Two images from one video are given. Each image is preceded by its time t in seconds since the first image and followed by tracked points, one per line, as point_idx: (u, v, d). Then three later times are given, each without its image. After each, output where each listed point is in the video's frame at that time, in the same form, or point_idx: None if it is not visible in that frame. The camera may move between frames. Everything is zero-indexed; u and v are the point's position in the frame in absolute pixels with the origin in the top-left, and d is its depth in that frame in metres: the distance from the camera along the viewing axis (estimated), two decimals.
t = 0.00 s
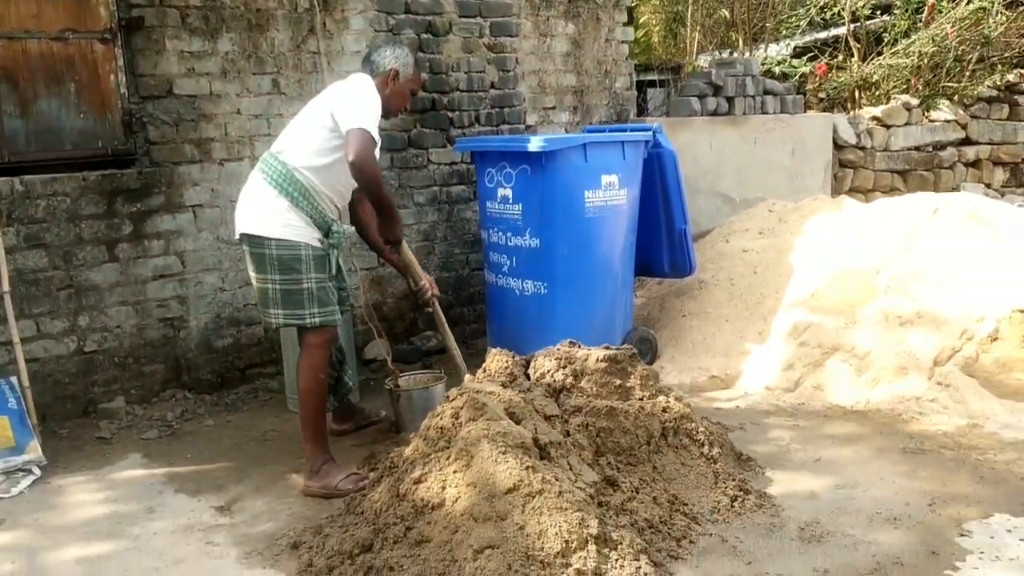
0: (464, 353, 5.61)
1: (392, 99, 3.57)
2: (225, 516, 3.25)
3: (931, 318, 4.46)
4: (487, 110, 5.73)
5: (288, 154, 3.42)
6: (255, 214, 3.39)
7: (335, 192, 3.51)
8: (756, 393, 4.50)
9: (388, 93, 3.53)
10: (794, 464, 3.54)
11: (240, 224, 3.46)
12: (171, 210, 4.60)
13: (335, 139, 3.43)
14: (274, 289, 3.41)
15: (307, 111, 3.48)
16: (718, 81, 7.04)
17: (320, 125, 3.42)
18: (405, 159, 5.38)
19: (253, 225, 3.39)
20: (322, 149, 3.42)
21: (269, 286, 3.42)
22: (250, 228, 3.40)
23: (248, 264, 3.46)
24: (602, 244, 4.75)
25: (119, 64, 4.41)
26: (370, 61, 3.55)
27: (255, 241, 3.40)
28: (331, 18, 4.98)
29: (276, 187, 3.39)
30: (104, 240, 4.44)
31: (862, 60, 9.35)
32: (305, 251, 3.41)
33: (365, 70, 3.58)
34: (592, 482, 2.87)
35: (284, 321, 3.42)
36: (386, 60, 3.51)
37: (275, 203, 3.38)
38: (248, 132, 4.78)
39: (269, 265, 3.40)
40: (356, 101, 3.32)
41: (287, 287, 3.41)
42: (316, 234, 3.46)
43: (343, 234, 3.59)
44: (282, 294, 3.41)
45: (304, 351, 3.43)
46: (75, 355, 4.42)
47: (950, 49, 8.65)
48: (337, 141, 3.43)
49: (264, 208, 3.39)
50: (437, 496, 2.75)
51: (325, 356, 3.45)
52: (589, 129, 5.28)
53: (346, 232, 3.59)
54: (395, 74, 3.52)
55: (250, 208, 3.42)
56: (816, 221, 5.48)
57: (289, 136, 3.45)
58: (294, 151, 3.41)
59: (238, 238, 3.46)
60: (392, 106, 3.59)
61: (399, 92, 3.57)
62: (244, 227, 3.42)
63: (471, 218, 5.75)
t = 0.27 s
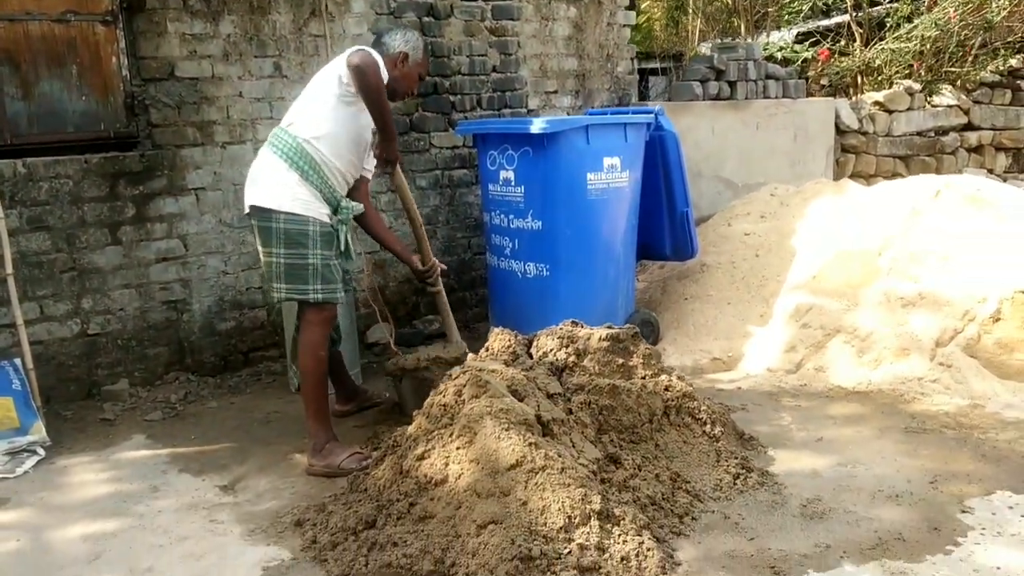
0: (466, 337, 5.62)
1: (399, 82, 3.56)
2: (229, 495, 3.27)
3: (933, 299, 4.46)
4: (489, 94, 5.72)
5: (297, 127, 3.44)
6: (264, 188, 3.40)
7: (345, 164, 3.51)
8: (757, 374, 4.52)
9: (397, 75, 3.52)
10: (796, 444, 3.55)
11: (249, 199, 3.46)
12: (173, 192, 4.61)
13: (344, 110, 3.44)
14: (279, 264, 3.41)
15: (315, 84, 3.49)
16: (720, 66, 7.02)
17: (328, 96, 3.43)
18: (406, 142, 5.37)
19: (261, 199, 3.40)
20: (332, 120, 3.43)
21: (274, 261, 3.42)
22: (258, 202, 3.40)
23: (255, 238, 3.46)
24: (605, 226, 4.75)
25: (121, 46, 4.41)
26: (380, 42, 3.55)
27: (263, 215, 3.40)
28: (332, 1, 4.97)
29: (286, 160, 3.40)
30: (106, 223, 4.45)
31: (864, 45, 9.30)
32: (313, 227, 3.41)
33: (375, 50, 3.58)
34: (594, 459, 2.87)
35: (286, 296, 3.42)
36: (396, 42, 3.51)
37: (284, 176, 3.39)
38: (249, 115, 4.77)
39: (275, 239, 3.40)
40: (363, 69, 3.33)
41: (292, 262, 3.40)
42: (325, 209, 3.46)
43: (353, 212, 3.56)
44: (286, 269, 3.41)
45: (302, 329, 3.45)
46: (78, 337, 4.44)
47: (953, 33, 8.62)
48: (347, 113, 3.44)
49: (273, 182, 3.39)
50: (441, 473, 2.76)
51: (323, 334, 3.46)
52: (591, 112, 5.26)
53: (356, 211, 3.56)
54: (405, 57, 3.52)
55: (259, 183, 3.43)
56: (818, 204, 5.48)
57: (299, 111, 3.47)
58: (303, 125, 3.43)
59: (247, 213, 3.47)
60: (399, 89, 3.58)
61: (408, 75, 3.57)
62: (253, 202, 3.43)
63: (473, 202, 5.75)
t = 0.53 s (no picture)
0: (469, 325, 5.62)
1: (404, 64, 3.55)
2: (233, 480, 3.27)
3: (936, 288, 4.45)
4: (492, 82, 5.70)
5: (303, 112, 3.42)
6: (271, 175, 3.39)
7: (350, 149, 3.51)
8: (761, 363, 4.51)
9: (402, 57, 3.51)
10: (799, 431, 3.55)
11: (256, 186, 3.46)
12: (176, 179, 4.60)
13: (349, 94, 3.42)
14: (288, 250, 3.42)
15: (319, 67, 3.47)
16: (724, 54, 6.99)
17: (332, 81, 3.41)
18: (409, 130, 5.37)
19: (269, 185, 3.39)
20: (336, 105, 3.41)
21: (283, 247, 3.43)
22: (265, 188, 3.40)
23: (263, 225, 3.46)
24: (608, 214, 4.74)
25: (124, 32, 4.40)
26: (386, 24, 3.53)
27: (271, 202, 3.40)
28: None
29: (292, 146, 3.39)
30: (109, 210, 4.45)
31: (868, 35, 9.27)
32: (321, 213, 3.41)
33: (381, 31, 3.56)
34: (597, 444, 2.87)
35: (296, 282, 3.42)
36: (402, 23, 3.50)
37: (291, 162, 3.38)
38: (253, 102, 4.76)
39: (284, 225, 3.40)
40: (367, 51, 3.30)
41: (301, 248, 3.41)
42: (332, 195, 3.46)
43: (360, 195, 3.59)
44: (295, 256, 3.42)
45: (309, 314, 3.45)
46: (82, 324, 4.44)
47: (958, 24, 8.60)
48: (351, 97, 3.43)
49: (280, 167, 3.38)
50: (445, 457, 2.76)
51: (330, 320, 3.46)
52: (594, 100, 5.25)
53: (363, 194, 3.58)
54: (410, 38, 3.50)
55: (266, 168, 3.42)
56: (822, 193, 5.47)
57: (302, 96, 3.45)
58: (309, 110, 3.41)
59: (254, 198, 3.47)
60: (404, 70, 3.56)
61: (413, 57, 3.55)
62: (260, 188, 3.42)
63: (476, 191, 5.74)
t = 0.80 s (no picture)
0: (474, 320, 5.62)
1: (411, 61, 3.55)
2: (239, 473, 3.28)
3: (944, 284, 4.44)
4: (498, 76, 5.69)
5: (304, 112, 3.42)
6: (272, 173, 3.40)
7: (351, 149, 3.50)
8: (767, 358, 4.50)
9: (408, 54, 3.51)
10: (806, 427, 3.54)
11: (259, 184, 3.47)
12: (183, 172, 4.60)
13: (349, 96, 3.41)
14: (295, 248, 3.42)
15: (320, 69, 3.47)
16: (731, 49, 6.97)
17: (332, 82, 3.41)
18: (415, 124, 5.36)
19: (270, 184, 3.40)
20: (335, 106, 3.40)
21: (290, 245, 3.43)
22: (268, 187, 3.40)
23: (267, 224, 3.47)
24: (614, 209, 4.73)
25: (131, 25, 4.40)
26: (394, 21, 3.55)
27: (274, 201, 3.41)
28: None
29: (292, 145, 3.40)
30: (116, 203, 4.45)
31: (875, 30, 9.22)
32: (324, 210, 3.41)
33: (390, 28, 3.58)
34: (605, 438, 2.87)
35: (306, 279, 3.43)
36: (411, 20, 3.50)
37: (290, 162, 3.39)
38: (259, 96, 4.76)
39: (289, 223, 3.40)
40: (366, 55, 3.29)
41: (308, 246, 3.41)
42: (333, 193, 3.46)
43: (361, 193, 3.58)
44: (304, 254, 3.42)
45: (321, 308, 3.44)
46: (88, 317, 4.44)
47: (965, 19, 8.57)
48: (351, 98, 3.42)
49: (280, 167, 3.39)
50: (452, 451, 2.76)
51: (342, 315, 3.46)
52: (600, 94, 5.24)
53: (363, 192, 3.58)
54: (417, 36, 3.51)
55: (268, 167, 3.43)
56: (828, 188, 5.46)
57: (303, 95, 3.45)
58: (309, 110, 3.41)
59: (257, 197, 3.48)
60: (410, 68, 3.57)
61: (420, 54, 3.55)
62: (262, 187, 3.43)
63: (482, 185, 5.73)
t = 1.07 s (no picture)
0: (480, 318, 5.62)
1: (422, 86, 3.53)
2: (247, 471, 3.28)
3: (952, 283, 4.44)
4: (505, 74, 5.68)
5: (308, 122, 3.42)
6: (271, 178, 3.40)
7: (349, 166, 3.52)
8: (774, 357, 4.49)
9: (421, 80, 3.50)
10: (814, 427, 3.54)
11: (257, 187, 3.47)
12: (190, 170, 4.60)
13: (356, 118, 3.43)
14: (299, 252, 3.43)
15: (331, 86, 3.48)
16: (737, 47, 6.96)
17: (342, 101, 3.41)
18: (422, 123, 5.36)
19: (268, 189, 3.39)
20: (340, 125, 3.42)
21: (293, 249, 3.44)
22: (268, 192, 3.39)
23: (267, 227, 3.47)
24: (622, 208, 4.73)
25: (139, 23, 4.40)
26: (407, 44, 3.53)
27: (271, 206, 3.40)
28: None
29: (292, 152, 3.39)
30: (124, 200, 4.45)
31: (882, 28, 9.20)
32: (325, 214, 3.41)
33: (403, 50, 3.56)
34: (614, 438, 2.87)
35: (312, 283, 3.45)
36: (424, 46, 3.48)
37: (290, 168, 3.38)
38: (266, 93, 4.76)
39: (290, 228, 3.40)
40: (383, 90, 3.29)
41: (312, 251, 3.41)
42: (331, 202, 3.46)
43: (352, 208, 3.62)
44: (308, 258, 3.43)
45: (332, 310, 3.45)
46: (96, 314, 4.45)
47: (973, 18, 8.56)
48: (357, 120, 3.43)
49: (278, 173, 3.39)
50: (462, 450, 2.76)
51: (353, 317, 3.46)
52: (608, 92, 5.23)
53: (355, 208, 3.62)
54: (431, 62, 3.49)
55: (266, 172, 3.43)
56: (836, 188, 5.45)
57: (311, 105, 3.45)
58: (314, 121, 3.41)
59: (254, 201, 3.47)
60: (422, 93, 3.56)
61: (432, 79, 3.53)
62: (260, 190, 3.43)
63: (488, 183, 5.72)
